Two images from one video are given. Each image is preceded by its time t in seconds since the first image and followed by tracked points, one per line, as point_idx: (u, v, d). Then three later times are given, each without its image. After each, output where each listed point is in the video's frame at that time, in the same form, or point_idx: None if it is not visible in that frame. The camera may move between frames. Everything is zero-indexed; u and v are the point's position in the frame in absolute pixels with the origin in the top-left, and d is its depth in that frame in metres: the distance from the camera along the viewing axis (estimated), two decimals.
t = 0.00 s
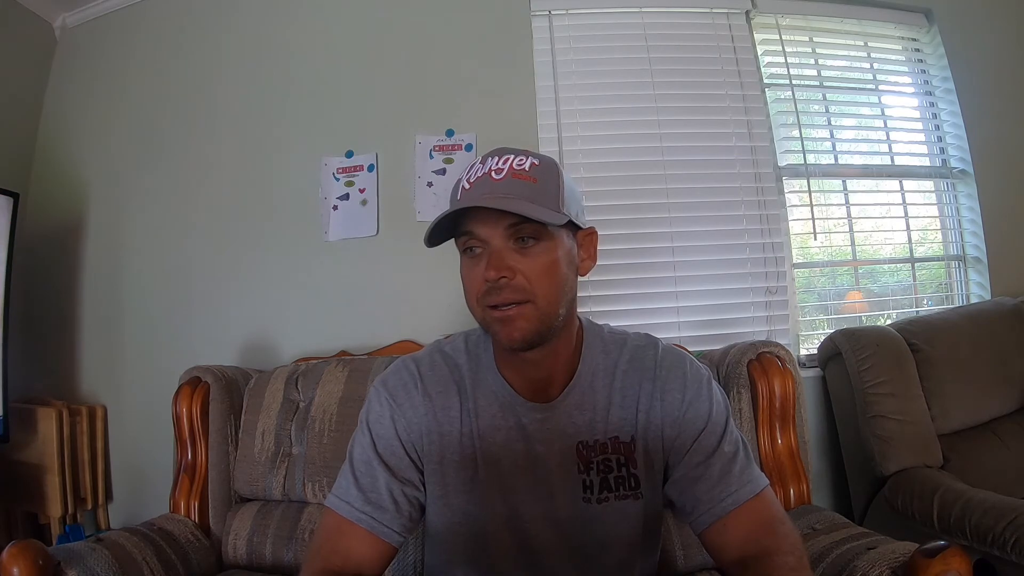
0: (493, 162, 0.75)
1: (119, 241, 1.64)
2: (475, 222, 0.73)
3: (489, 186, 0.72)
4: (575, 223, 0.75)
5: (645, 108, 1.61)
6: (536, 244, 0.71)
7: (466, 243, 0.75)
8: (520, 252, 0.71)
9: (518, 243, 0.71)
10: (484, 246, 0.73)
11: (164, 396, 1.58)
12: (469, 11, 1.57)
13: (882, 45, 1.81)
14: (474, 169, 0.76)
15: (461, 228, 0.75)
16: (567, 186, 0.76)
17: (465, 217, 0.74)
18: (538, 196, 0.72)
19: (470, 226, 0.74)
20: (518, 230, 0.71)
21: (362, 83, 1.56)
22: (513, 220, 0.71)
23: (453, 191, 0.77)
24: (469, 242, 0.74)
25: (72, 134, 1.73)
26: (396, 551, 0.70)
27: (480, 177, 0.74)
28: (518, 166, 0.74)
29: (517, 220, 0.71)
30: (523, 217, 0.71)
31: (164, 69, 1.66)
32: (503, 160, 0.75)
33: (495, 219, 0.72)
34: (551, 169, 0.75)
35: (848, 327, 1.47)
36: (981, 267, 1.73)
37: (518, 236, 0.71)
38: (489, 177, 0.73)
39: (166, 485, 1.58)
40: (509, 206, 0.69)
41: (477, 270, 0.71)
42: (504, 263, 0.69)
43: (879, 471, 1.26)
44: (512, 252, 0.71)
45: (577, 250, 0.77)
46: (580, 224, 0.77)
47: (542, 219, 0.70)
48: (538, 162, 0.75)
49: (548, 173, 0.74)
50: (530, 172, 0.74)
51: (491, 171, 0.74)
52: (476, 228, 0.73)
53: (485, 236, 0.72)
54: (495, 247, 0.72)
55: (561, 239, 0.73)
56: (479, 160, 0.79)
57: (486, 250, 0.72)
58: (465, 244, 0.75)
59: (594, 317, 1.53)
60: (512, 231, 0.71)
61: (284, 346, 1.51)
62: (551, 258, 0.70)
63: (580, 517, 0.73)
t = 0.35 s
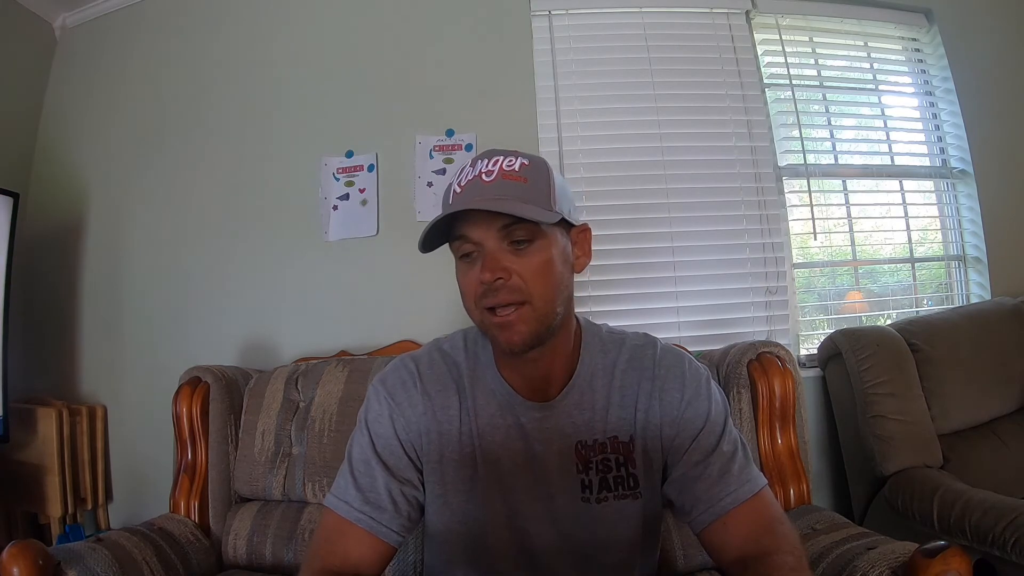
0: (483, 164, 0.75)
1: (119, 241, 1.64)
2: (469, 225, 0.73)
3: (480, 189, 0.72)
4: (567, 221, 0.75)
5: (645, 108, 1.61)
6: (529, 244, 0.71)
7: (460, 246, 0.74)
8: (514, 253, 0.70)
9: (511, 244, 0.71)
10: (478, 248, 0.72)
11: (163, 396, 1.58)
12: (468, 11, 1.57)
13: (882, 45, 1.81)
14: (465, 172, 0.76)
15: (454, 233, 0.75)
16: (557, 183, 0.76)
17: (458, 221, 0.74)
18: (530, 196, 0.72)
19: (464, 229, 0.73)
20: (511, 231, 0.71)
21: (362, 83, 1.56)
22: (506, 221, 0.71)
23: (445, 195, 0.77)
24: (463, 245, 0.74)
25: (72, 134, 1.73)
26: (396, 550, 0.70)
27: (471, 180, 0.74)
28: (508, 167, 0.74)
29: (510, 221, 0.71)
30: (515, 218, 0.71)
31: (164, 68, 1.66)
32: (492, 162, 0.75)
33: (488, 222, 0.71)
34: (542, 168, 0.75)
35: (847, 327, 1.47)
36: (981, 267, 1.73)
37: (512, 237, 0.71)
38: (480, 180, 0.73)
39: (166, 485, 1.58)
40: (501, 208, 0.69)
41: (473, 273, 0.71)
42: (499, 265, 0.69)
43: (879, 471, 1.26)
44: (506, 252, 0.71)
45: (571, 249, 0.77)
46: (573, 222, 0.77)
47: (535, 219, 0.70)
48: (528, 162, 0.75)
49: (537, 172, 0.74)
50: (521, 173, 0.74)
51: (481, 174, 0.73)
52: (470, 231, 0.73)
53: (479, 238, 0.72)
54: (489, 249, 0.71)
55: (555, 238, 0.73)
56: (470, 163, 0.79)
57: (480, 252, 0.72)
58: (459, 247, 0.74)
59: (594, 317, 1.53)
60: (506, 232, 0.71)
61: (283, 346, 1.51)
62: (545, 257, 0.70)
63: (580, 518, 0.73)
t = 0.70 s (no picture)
0: (481, 165, 0.75)
1: (119, 241, 1.64)
2: (470, 227, 0.72)
3: (479, 189, 0.72)
4: (568, 220, 0.75)
5: (645, 108, 1.61)
6: (531, 245, 0.71)
7: (461, 248, 0.74)
8: (517, 254, 0.70)
9: (513, 245, 0.71)
10: (480, 250, 0.72)
11: (163, 396, 1.58)
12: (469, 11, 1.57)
13: (882, 45, 1.81)
14: (463, 173, 0.75)
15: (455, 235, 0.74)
16: (557, 183, 0.76)
17: (458, 223, 0.73)
18: (530, 196, 0.72)
19: (464, 231, 0.73)
20: (512, 232, 0.71)
21: (362, 83, 1.56)
22: (508, 222, 0.71)
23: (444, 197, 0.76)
24: (464, 246, 0.73)
25: (71, 134, 1.73)
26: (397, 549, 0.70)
27: (470, 181, 0.73)
28: (507, 168, 0.74)
29: (511, 222, 0.70)
30: (516, 219, 0.70)
31: (164, 68, 1.66)
32: (490, 163, 0.75)
33: (488, 224, 0.71)
34: (540, 168, 0.75)
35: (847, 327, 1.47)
36: (981, 267, 1.73)
37: (513, 238, 0.71)
38: (479, 181, 0.72)
39: (166, 485, 1.58)
40: (501, 208, 0.69)
41: (474, 275, 0.71)
42: (501, 266, 0.69)
43: (879, 471, 1.26)
44: (509, 253, 0.70)
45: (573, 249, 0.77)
46: (573, 221, 0.77)
47: (536, 220, 0.70)
48: (526, 162, 0.75)
49: (537, 172, 0.74)
50: (519, 173, 0.73)
51: (481, 175, 0.73)
52: (471, 233, 0.72)
53: (480, 239, 0.72)
54: (491, 250, 0.71)
55: (557, 238, 0.73)
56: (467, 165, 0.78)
57: (481, 253, 0.72)
58: (460, 248, 0.74)
59: (594, 316, 1.53)
60: (507, 233, 0.71)
61: (284, 346, 1.51)
62: (547, 258, 0.70)
63: (580, 518, 0.73)
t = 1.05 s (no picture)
0: (522, 159, 0.75)
1: (119, 241, 1.64)
2: (504, 217, 0.71)
3: (520, 183, 0.72)
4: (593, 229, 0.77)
5: (645, 108, 1.61)
6: (559, 248, 0.71)
7: (486, 238, 0.72)
8: (545, 254, 0.71)
9: (542, 245, 0.71)
10: (506, 244, 0.71)
11: (163, 396, 1.58)
12: (469, 11, 1.57)
13: (882, 45, 1.81)
14: (501, 162, 0.75)
15: (483, 221, 0.73)
16: (587, 194, 0.77)
17: (490, 210, 0.72)
18: (566, 199, 0.73)
19: (494, 222, 0.72)
20: (544, 232, 0.71)
21: (362, 83, 1.56)
22: (542, 222, 0.71)
23: (476, 181, 0.75)
24: (490, 236, 0.72)
25: (72, 134, 1.73)
26: (398, 550, 0.70)
27: (509, 172, 0.73)
28: (547, 167, 0.74)
29: (545, 222, 0.71)
30: (551, 219, 0.71)
31: (164, 68, 1.66)
32: (531, 159, 0.75)
33: (524, 220, 0.71)
34: (577, 175, 0.76)
35: (848, 327, 1.47)
36: (981, 267, 1.73)
37: (543, 239, 0.71)
38: (520, 174, 0.72)
39: (166, 485, 1.58)
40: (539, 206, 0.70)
41: (499, 268, 0.70)
42: (530, 264, 0.69)
43: (879, 471, 1.26)
44: (536, 252, 0.70)
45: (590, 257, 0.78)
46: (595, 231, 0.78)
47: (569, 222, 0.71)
48: (565, 165, 0.76)
49: (575, 177, 0.75)
50: (558, 174, 0.74)
51: (521, 169, 0.73)
52: (502, 225, 0.71)
53: (511, 233, 0.71)
54: (519, 247, 0.71)
55: (582, 246, 0.74)
56: (503, 153, 0.78)
57: (509, 248, 0.71)
58: (485, 238, 0.72)
59: (594, 316, 1.53)
60: (539, 233, 0.71)
61: (283, 346, 1.51)
62: (572, 263, 0.71)
63: (579, 518, 0.73)
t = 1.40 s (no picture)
0: (557, 158, 0.76)
1: (119, 241, 1.64)
2: (537, 214, 0.72)
3: (555, 182, 0.73)
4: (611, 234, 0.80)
5: (645, 108, 1.61)
6: (583, 252, 0.73)
7: (513, 232, 0.72)
8: (570, 257, 0.72)
9: (569, 247, 0.72)
10: (534, 242, 0.72)
11: (163, 396, 1.58)
12: (469, 10, 1.57)
13: (882, 45, 1.81)
14: (535, 159, 0.75)
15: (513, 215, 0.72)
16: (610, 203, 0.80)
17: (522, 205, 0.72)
18: (596, 204, 0.75)
19: (525, 218, 0.72)
20: (572, 234, 0.72)
21: (362, 83, 1.56)
22: (573, 225, 0.72)
23: (508, 173, 0.75)
24: (518, 232, 0.72)
25: (71, 134, 1.73)
26: (397, 551, 0.70)
27: (544, 170, 0.74)
28: (581, 170, 0.76)
29: (576, 224, 0.72)
30: (582, 221, 0.73)
31: (164, 68, 1.66)
32: (567, 160, 0.76)
33: (557, 220, 0.72)
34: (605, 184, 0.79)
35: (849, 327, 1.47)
36: (981, 267, 1.73)
37: (570, 241, 0.72)
38: (556, 173, 0.74)
39: (166, 485, 1.58)
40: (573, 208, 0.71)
41: (525, 264, 0.70)
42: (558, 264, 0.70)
43: (879, 471, 1.26)
44: (563, 253, 0.71)
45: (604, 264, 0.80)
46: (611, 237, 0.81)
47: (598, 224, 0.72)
48: (597, 172, 0.78)
49: (603, 186, 0.78)
50: (590, 179, 0.76)
51: (558, 168, 0.74)
52: (533, 222, 0.72)
53: (541, 231, 0.72)
54: (547, 246, 0.71)
55: (599, 253, 0.76)
56: (535, 150, 0.78)
57: (536, 246, 0.71)
58: (513, 232, 0.72)
59: (594, 316, 1.53)
60: (567, 235, 0.72)
61: (283, 346, 1.51)
62: (593, 269, 0.73)
63: (579, 518, 0.73)
